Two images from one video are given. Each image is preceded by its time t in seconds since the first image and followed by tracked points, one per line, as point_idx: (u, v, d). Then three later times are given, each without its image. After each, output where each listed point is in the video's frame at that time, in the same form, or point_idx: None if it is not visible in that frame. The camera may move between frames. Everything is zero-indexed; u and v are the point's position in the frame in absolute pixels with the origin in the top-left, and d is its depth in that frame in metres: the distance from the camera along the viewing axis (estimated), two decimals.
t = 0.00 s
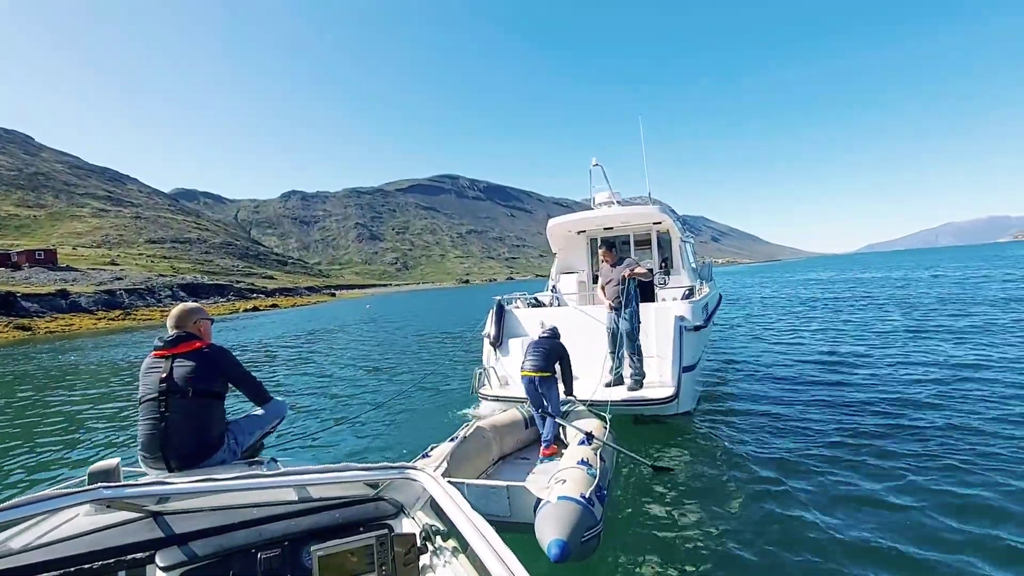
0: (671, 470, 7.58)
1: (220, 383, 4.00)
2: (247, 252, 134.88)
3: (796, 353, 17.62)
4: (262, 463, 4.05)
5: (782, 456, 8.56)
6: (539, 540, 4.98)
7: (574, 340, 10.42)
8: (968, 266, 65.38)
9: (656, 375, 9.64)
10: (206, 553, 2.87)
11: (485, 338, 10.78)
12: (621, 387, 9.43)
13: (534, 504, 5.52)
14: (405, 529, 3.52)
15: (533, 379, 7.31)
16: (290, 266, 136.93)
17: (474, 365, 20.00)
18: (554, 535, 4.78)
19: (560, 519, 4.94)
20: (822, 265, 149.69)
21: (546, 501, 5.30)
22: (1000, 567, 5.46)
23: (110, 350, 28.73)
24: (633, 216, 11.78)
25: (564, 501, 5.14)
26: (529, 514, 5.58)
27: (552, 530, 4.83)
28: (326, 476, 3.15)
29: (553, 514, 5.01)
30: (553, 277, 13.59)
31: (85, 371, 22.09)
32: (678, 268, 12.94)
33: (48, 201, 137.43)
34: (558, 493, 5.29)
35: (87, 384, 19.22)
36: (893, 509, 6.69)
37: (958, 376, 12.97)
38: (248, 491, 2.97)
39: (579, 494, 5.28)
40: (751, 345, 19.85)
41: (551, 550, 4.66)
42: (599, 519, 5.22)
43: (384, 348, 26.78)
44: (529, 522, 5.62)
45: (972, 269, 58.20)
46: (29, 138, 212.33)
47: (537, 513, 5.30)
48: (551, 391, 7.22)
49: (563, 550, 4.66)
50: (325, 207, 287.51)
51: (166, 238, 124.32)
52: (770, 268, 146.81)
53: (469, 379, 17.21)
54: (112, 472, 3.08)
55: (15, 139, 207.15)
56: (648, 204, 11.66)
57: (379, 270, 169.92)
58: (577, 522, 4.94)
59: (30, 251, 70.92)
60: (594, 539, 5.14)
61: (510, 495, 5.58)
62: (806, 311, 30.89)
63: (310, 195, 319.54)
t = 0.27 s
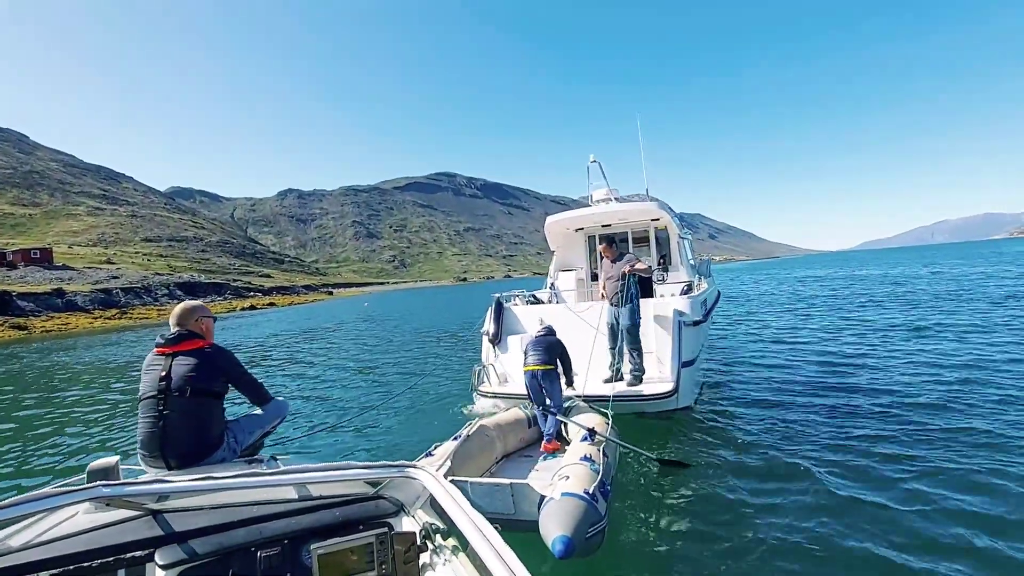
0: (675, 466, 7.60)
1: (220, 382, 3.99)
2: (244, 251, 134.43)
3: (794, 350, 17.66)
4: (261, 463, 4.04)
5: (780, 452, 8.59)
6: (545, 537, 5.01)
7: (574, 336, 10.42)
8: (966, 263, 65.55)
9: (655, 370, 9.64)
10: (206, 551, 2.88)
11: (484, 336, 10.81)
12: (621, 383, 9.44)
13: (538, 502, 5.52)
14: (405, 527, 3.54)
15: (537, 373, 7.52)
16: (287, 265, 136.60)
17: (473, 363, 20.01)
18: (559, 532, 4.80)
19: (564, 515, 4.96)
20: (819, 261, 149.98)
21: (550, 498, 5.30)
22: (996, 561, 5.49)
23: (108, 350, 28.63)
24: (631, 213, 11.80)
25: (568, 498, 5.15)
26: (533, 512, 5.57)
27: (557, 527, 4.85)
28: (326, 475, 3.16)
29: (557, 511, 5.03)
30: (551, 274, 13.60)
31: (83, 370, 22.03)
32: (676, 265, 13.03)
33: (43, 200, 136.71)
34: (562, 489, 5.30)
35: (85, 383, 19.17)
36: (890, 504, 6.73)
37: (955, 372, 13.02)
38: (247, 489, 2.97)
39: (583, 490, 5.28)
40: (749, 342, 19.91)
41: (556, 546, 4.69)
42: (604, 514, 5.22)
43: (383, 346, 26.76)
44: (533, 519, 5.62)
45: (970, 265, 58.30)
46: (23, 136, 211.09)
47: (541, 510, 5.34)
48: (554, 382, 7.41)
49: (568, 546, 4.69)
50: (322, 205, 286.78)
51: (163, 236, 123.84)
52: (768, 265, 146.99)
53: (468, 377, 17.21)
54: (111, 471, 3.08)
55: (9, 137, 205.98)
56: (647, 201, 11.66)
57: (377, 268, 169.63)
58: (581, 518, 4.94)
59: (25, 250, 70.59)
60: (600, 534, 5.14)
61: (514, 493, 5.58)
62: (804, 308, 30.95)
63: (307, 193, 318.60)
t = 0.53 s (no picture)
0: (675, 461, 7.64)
1: (220, 380, 3.99)
2: (240, 248, 133.94)
3: (791, 348, 17.74)
4: (261, 458, 4.06)
5: (777, 449, 8.64)
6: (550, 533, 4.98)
7: (572, 333, 10.43)
8: (961, 261, 65.90)
9: (653, 366, 9.66)
10: (205, 547, 2.84)
11: (482, 332, 10.83)
12: (619, 378, 9.45)
13: (542, 498, 5.51)
14: (403, 524, 3.51)
15: (544, 368, 7.68)
16: (284, 262, 136.24)
17: (471, 360, 20.05)
18: (565, 526, 4.78)
19: (570, 510, 4.94)
20: (816, 260, 150.48)
21: (554, 494, 5.28)
22: (992, 558, 5.53)
23: (104, 347, 28.51)
24: (629, 210, 11.82)
25: (574, 493, 5.13)
26: (537, 508, 5.56)
27: (562, 521, 4.84)
28: (324, 471, 3.20)
29: (563, 506, 5.01)
30: (549, 271, 13.62)
31: (80, 367, 22.00)
32: (674, 261, 13.07)
33: (38, 196, 136.04)
34: (567, 484, 5.28)
35: (83, 381, 19.16)
36: (886, 502, 6.77)
37: (951, 370, 13.10)
38: (246, 485, 2.99)
39: (588, 486, 5.28)
40: (746, 340, 19.99)
41: (562, 542, 4.67)
42: (608, 509, 5.23)
43: (381, 343, 26.78)
44: (536, 515, 5.65)
45: (966, 264, 58.55)
46: (17, 133, 209.43)
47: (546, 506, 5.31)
48: (561, 375, 7.71)
49: (575, 542, 4.67)
50: (319, 202, 285.99)
51: (159, 233, 123.30)
52: (765, 263, 147.31)
53: (466, 374, 17.27)
54: (108, 467, 3.07)
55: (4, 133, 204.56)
56: (645, 198, 11.69)
57: (374, 265, 169.39)
58: (587, 513, 4.94)
59: (21, 246, 70.22)
60: (604, 529, 5.15)
61: (517, 489, 5.56)
62: (801, 306, 31.05)
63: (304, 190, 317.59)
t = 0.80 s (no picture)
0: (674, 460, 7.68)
1: (219, 377, 3.99)
2: (237, 245, 133.55)
3: (788, 346, 17.82)
4: (260, 455, 4.08)
5: (774, 447, 8.68)
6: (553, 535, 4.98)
7: (570, 331, 10.45)
8: (958, 261, 66.22)
9: (652, 363, 9.70)
10: (204, 544, 2.84)
11: (480, 330, 10.85)
12: (618, 375, 9.49)
13: (543, 498, 5.48)
14: (401, 521, 3.51)
15: (546, 364, 7.59)
16: (281, 259, 135.89)
17: (469, 358, 20.06)
18: (568, 527, 4.79)
19: (573, 510, 4.94)
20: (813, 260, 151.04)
21: (557, 494, 5.28)
22: (985, 556, 5.58)
23: (101, 344, 28.41)
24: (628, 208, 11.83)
25: (576, 493, 5.14)
26: (539, 508, 5.52)
27: (565, 522, 4.84)
28: (323, 468, 3.21)
29: (565, 507, 5.01)
30: (548, 268, 13.62)
31: (77, 364, 21.96)
32: (673, 259, 13.08)
33: (33, 192, 135.38)
34: (570, 484, 5.29)
35: (80, 378, 19.13)
36: (882, 500, 6.81)
37: (946, 369, 13.18)
38: (245, 482, 3.00)
39: (591, 486, 5.30)
40: (744, 338, 20.05)
41: (566, 543, 4.68)
42: (611, 509, 5.26)
43: (379, 341, 26.77)
44: (536, 515, 5.60)
45: (963, 264, 58.83)
46: (11, 128, 208.08)
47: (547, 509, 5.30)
48: (563, 371, 7.59)
49: (578, 543, 4.69)
50: (316, 199, 285.23)
51: (155, 230, 122.81)
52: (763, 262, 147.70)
53: (464, 372, 17.30)
54: (106, 463, 3.05)
55: None
56: (644, 197, 11.71)
57: (371, 263, 169.06)
58: (590, 513, 4.96)
59: (16, 243, 69.93)
60: (607, 529, 5.16)
61: (519, 489, 5.51)
62: (798, 305, 31.18)
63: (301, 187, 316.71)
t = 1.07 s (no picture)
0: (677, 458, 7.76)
1: (220, 374, 4.01)
2: (236, 243, 133.42)
3: (787, 345, 17.89)
4: (262, 452, 4.10)
5: (773, 446, 8.73)
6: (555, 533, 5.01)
7: (571, 329, 10.48)
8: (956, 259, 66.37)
9: (652, 362, 9.75)
10: (208, 539, 2.87)
11: (481, 328, 10.88)
12: (618, 374, 9.54)
13: (546, 495, 5.51)
14: (403, 517, 3.53)
15: (546, 360, 7.65)
16: (279, 257, 135.70)
17: (468, 356, 20.09)
18: (572, 523, 4.81)
19: (576, 507, 4.97)
20: (811, 258, 151.50)
21: (560, 491, 5.32)
22: (980, 555, 5.64)
23: (100, 341, 28.43)
24: (628, 207, 11.86)
25: (580, 490, 5.19)
26: (541, 505, 5.56)
27: (569, 519, 4.86)
28: (324, 464, 3.21)
29: (568, 503, 5.04)
30: (548, 266, 13.64)
31: (77, 362, 21.97)
32: (673, 258, 13.10)
33: (30, 190, 134.96)
34: (572, 481, 5.33)
35: (80, 375, 19.14)
36: (880, 498, 6.87)
37: (944, 367, 13.25)
38: (249, 478, 3.03)
39: (593, 483, 5.33)
40: (743, 337, 20.10)
41: (568, 539, 4.69)
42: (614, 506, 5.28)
43: (378, 339, 26.79)
44: (539, 513, 5.62)
45: (961, 262, 58.92)
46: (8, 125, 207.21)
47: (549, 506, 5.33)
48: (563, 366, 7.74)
49: (581, 539, 4.69)
50: (315, 197, 284.68)
51: (153, 228, 122.55)
52: (761, 260, 147.77)
53: (464, 370, 17.33)
54: (112, 460, 3.09)
55: None
56: (645, 195, 11.73)
57: (369, 261, 168.88)
58: (594, 510, 4.99)
59: (14, 240, 69.78)
60: (610, 526, 5.17)
61: (521, 486, 5.58)
62: (796, 303, 31.26)
63: (300, 185, 316.14)
